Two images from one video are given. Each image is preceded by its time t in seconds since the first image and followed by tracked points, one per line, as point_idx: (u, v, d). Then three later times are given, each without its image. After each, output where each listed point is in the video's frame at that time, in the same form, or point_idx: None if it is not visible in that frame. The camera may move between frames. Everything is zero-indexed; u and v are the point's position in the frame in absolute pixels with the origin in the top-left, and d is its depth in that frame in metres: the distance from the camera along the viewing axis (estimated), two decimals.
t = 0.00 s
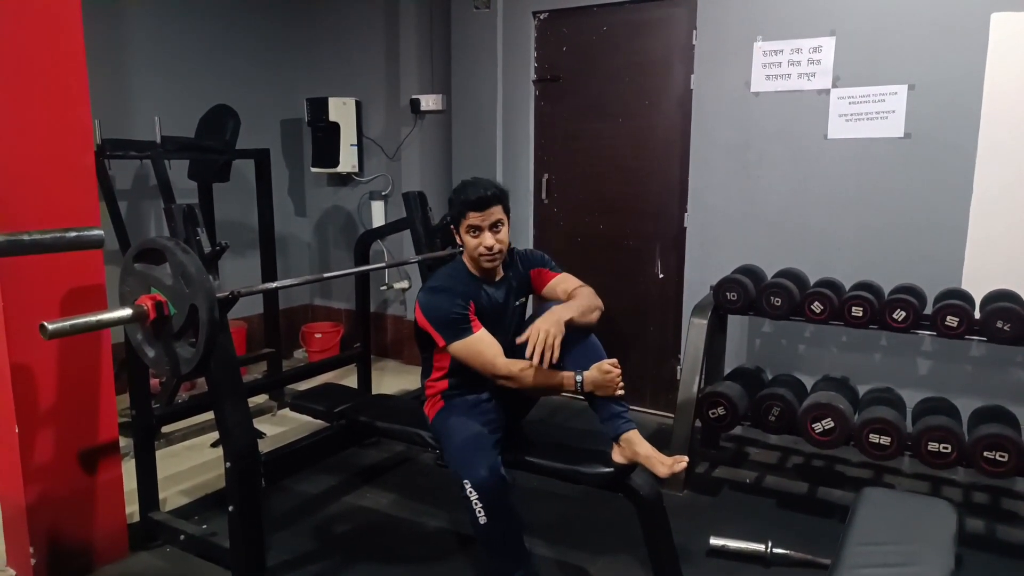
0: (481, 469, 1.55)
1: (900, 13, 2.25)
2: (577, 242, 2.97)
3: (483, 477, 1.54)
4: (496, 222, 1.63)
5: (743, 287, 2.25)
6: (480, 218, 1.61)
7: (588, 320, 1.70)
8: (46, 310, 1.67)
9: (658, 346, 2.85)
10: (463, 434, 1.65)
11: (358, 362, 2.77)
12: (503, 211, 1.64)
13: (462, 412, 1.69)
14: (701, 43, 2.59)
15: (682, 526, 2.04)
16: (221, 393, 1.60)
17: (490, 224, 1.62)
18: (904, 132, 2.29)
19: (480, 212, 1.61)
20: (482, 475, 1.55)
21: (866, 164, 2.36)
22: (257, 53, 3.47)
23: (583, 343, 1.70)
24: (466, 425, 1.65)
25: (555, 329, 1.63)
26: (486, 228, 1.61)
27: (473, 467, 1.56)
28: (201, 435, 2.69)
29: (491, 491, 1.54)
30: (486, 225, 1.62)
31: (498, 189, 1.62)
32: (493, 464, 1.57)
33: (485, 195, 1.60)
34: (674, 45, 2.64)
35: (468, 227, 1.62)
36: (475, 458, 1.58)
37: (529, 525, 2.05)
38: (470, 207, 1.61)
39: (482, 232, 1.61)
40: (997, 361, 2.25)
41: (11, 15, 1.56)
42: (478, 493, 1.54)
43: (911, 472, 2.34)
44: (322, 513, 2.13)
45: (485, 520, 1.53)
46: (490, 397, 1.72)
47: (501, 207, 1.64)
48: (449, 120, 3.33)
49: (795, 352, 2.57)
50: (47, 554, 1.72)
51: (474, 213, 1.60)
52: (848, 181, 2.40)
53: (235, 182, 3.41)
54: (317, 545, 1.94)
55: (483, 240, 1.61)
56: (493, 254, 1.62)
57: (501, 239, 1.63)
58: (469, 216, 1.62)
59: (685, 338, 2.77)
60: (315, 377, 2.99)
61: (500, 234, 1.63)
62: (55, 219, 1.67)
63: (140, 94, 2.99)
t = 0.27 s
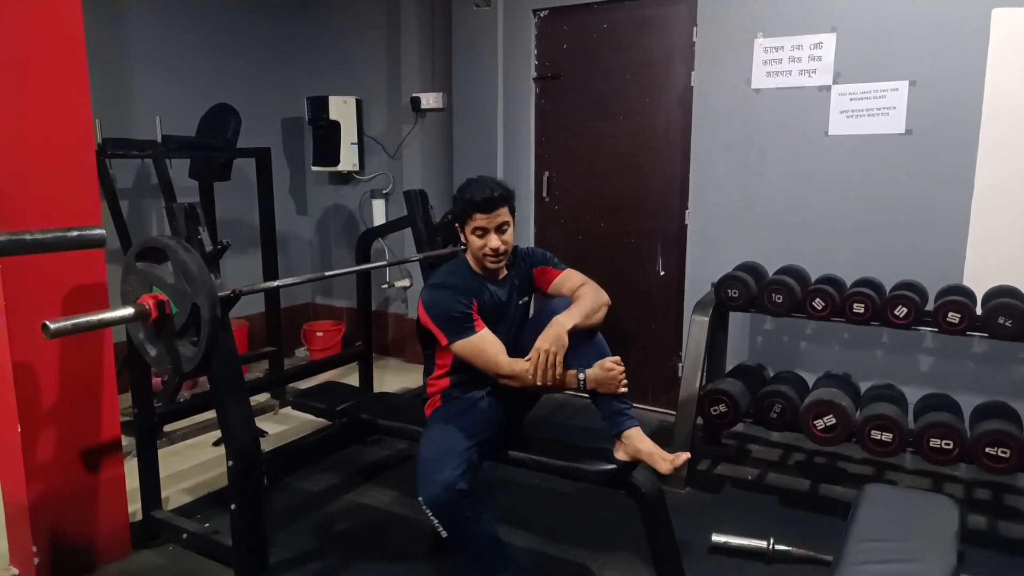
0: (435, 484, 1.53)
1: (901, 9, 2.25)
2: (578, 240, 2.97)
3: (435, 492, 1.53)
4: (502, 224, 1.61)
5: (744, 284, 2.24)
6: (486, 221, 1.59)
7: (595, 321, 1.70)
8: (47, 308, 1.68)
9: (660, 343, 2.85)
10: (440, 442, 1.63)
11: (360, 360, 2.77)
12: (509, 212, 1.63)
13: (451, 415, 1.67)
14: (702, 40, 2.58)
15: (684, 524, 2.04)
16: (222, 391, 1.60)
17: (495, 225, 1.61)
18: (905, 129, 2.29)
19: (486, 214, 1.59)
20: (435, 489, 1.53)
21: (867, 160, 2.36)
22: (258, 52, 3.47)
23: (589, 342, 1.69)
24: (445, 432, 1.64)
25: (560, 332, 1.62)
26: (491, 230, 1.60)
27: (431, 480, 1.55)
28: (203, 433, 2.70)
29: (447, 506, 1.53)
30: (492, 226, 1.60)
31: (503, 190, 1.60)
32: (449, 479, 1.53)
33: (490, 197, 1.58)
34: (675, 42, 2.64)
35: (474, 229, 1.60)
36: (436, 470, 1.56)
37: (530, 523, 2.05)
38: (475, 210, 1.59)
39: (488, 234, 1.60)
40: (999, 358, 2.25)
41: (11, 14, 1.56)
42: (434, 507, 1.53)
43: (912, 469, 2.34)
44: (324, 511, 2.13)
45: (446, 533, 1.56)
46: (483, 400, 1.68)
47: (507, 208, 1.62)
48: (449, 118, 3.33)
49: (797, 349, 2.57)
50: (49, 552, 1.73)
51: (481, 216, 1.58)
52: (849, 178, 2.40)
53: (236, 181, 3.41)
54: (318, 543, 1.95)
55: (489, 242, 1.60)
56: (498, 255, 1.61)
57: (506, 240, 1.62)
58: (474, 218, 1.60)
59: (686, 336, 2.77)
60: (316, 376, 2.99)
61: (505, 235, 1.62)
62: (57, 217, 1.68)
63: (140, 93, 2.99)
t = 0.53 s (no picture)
0: (432, 489, 1.54)
1: (901, 9, 2.25)
2: (578, 240, 2.97)
3: (433, 497, 1.54)
4: (505, 215, 1.62)
5: (744, 285, 2.24)
6: (488, 209, 1.61)
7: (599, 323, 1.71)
8: (48, 308, 1.68)
9: (659, 344, 2.85)
10: (436, 445, 1.63)
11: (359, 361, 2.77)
12: (513, 206, 1.64)
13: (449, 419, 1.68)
14: (702, 41, 2.58)
15: (683, 524, 2.04)
16: (222, 391, 1.60)
17: (497, 216, 1.62)
18: (905, 129, 2.29)
19: (490, 203, 1.61)
20: (433, 494, 1.54)
21: (867, 161, 2.36)
22: (257, 51, 3.47)
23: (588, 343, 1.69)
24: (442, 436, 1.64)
25: (560, 330, 1.62)
26: (493, 218, 1.61)
27: (428, 486, 1.55)
28: (203, 433, 2.70)
29: (446, 510, 1.53)
30: (494, 216, 1.61)
31: (511, 184, 1.62)
32: (446, 484, 1.54)
33: (494, 187, 1.60)
34: (675, 43, 2.64)
35: (477, 216, 1.62)
36: (433, 475, 1.57)
37: (530, 523, 2.05)
38: (480, 197, 1.61)
39: (489, 223, 1.61)
40: (998, 358, 2.25)
41: (11, 13, 1.55)
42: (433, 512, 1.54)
43: (912, 470, 2.34)
44: (323, 511, 2.13)
45: (449, 536, 1.56)
46: (482, 404, 1.69)
47: (512, 202, 1.63)
48: (449, 118, 3.33)
49: (796, 350, 2.57)
50: (49, 552, 1.72)
51: (484, 202, 1.60)
52: (848, 179, 2.40)
53: (236, 180, 3.41)
54: (318, 543, 1.95)
55: (489, 230, 1.61)
56: (497, 246, 1.62)
57: (507, 232, 1.63)
58: (478, 205, 1.62)
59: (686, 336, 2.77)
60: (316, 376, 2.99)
61: (507, 226, 1.63)
62: (57, 217, 1.68)
63: (140, 92, 2.99)
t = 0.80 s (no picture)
0: (440, 487, 1.53)
1: (901, 10, 2.25)
2: (578, 240, 2.97)
3: (441, 495, 1.53)
4: (503, 214, 1.62)
5: (744, 286, 2.24)
6: (486, 207, 1.61)
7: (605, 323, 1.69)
8: (47, 309, 1.67)
9: (659, 344, 2.85)
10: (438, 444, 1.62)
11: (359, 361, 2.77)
12: (512, 205, 1.64)
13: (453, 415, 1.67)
14: (702, 41, 2.58)
15: (683, 525, 2.04)
16: (222, 392, 1.60)
17: (495, 215, 1.62)
18: (904, 130, 2.29)
19: (488, 201, 1.61)
20: (441, 492, 1.53)
21: (867, 162, 2.36)
22: (257, 52, 3.47)
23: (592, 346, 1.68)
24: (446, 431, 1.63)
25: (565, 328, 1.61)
26: (490, 217, 1.61)
27: (435, 486, 1.54)
28: (202, 434, 2.70)
29: (454, 508, 1.53)
30: (492, 215, 1.61)
31: (511, 183, 1.62)
32: (454, 482, 1.54)
33: (493, 185, 1.60)
34: (675, 44, 2.64)
35: (475, 214, 1.62)
36: (441, 472, 1.56)
37: (530, 524, 2.05)
38: (479, 195, 1.61)
39: (487, 221, 1.61)
40: (998, 359, 2.25)
41: (10, 12, 1.55)
42: (442, 510, 1.54)
43: (912, 470, 2.34)
44: (323, 512, 2.13)
45: (454, 534, 1.56)
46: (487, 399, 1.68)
47: (511, 201, 1.63)
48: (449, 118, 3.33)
49: (796, 350, 2.57)
50: (48, 552, 1.72)
51: (483, 200, 1.60)
52: (848, 179, 2.40)
53: (236, 181, 3.41)
54: (318, 544, 1.95)
55: (486, 230, 1.61)
56: (494, 245, 1.61)
57: (504, 231, 1.62)
58: (477, 203, 1.62)
59: (686, 337, 2.77)
60: (315, 376, 2.99)
61: (504, 226, 1.62)
62: (56, 217, 1.68)
63: (140, 93, 2.99)
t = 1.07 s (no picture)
0: (441, 486, 1.53)
1: (902, 12, 2.25)
2: (578, 242, 2.97)
3: (443, 494, 1.53)
4: (492, 214, 1.63)
5: (744, 288, 2.24)
6: (475, 209, 1.62)
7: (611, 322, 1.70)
8: (48, 310, 1.68)
9: (659, 346, 2.85)
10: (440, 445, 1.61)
11: (359, 363, 2.77)
12: (500, 203, 1.64)
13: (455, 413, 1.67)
14: (702, 43, 2.59)
15: (683, 527, 2.04)
16: (222, 394, 1.60)
17: (484, 215, 1.63)
18: (905, 132, 2.29)
19: (476, 203, 1.61)
20: (442, 491, 1.53)
21: (867, 164, 2.36)
22: (258, 54, 3.47)
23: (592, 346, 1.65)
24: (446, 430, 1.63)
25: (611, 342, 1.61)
26: (480, 218, 1.62)
27: (436, 485, 1.55)
28: (203, 435, 2.70)
29: (455, 507, 1.53)
30: (482, 216, 1.62)
31: (497, 182, 1.63)
32: (455, 481, 1.54)
33: (481, 186, 1.61)
34: (675, 46, 2.64)
35: (464, 217, 1.63)
36: (442, 472, 1.56)
37: (529, 526, 2.05)
38: (466, 198, 1.62)
39: (476, 222, 1.63)
40: (998, 361, 2.25)
41: (9, 14, 1.55)
42: (443, 509, 1.54)
43: (912, 472, 2.33)
44: (323, 513, 2.13)
45: (454, 534, 1.56)
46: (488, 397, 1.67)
47: (498, 200, 1.64)
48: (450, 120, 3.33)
49: (796, 352, 2.57)
50: (48, 554, 1.72)
51: (470, 203, 1.61)
52: (848, 181, 2.40)
53: (236, 182, 3.41)
54: (318, 545, 1.95)
55: (477, 231, 1.63)
56: (486, 246, 1.63)
57: (495, 231, 1.64)
58: (464, 206, 1.63)
59: (686, 338, 2.77)
60: (316, 377, 2.99)
61: (494, 225, 1.64)
62: (56, 218, 1.68)
63: (141, 95, 2.99)
